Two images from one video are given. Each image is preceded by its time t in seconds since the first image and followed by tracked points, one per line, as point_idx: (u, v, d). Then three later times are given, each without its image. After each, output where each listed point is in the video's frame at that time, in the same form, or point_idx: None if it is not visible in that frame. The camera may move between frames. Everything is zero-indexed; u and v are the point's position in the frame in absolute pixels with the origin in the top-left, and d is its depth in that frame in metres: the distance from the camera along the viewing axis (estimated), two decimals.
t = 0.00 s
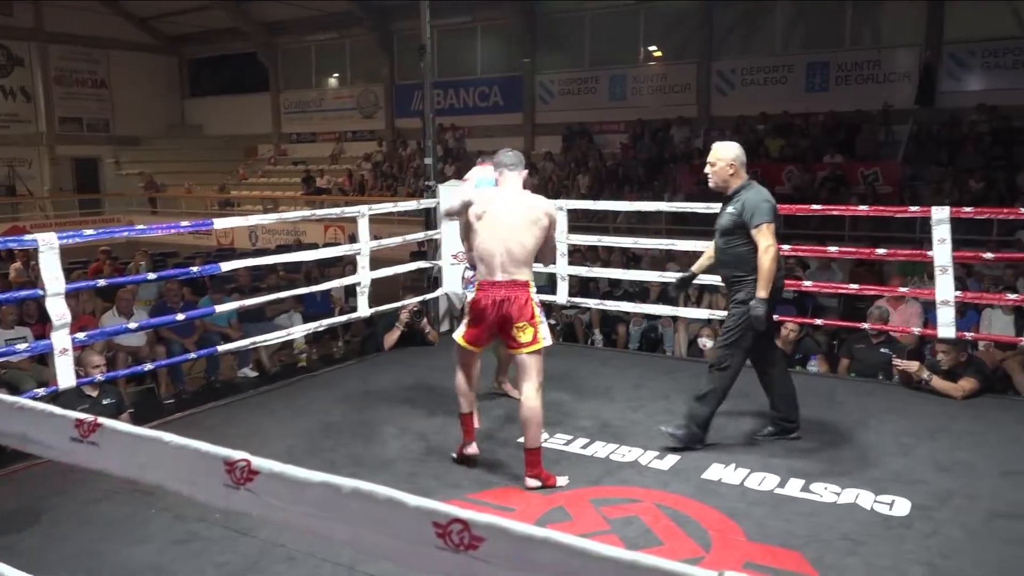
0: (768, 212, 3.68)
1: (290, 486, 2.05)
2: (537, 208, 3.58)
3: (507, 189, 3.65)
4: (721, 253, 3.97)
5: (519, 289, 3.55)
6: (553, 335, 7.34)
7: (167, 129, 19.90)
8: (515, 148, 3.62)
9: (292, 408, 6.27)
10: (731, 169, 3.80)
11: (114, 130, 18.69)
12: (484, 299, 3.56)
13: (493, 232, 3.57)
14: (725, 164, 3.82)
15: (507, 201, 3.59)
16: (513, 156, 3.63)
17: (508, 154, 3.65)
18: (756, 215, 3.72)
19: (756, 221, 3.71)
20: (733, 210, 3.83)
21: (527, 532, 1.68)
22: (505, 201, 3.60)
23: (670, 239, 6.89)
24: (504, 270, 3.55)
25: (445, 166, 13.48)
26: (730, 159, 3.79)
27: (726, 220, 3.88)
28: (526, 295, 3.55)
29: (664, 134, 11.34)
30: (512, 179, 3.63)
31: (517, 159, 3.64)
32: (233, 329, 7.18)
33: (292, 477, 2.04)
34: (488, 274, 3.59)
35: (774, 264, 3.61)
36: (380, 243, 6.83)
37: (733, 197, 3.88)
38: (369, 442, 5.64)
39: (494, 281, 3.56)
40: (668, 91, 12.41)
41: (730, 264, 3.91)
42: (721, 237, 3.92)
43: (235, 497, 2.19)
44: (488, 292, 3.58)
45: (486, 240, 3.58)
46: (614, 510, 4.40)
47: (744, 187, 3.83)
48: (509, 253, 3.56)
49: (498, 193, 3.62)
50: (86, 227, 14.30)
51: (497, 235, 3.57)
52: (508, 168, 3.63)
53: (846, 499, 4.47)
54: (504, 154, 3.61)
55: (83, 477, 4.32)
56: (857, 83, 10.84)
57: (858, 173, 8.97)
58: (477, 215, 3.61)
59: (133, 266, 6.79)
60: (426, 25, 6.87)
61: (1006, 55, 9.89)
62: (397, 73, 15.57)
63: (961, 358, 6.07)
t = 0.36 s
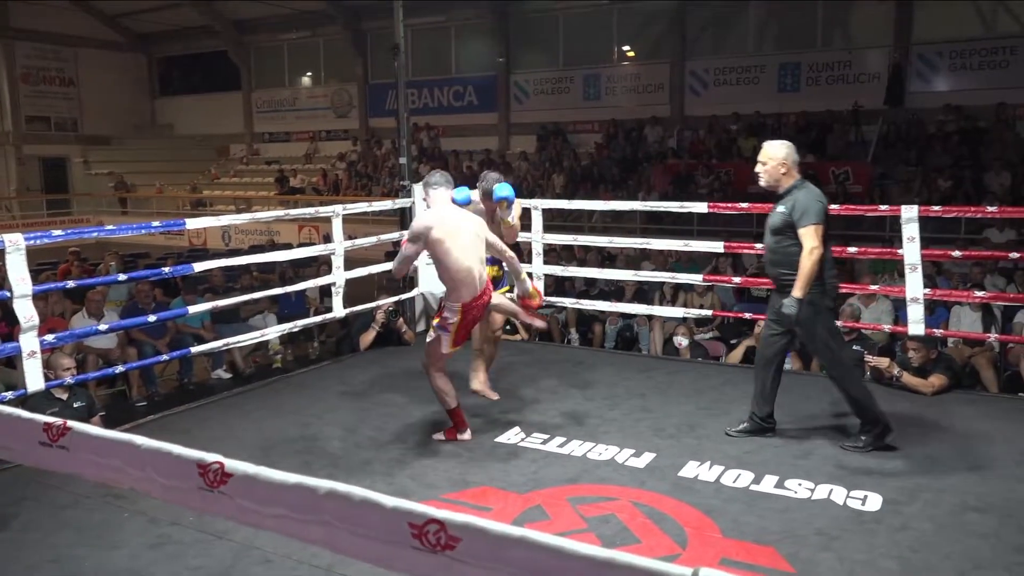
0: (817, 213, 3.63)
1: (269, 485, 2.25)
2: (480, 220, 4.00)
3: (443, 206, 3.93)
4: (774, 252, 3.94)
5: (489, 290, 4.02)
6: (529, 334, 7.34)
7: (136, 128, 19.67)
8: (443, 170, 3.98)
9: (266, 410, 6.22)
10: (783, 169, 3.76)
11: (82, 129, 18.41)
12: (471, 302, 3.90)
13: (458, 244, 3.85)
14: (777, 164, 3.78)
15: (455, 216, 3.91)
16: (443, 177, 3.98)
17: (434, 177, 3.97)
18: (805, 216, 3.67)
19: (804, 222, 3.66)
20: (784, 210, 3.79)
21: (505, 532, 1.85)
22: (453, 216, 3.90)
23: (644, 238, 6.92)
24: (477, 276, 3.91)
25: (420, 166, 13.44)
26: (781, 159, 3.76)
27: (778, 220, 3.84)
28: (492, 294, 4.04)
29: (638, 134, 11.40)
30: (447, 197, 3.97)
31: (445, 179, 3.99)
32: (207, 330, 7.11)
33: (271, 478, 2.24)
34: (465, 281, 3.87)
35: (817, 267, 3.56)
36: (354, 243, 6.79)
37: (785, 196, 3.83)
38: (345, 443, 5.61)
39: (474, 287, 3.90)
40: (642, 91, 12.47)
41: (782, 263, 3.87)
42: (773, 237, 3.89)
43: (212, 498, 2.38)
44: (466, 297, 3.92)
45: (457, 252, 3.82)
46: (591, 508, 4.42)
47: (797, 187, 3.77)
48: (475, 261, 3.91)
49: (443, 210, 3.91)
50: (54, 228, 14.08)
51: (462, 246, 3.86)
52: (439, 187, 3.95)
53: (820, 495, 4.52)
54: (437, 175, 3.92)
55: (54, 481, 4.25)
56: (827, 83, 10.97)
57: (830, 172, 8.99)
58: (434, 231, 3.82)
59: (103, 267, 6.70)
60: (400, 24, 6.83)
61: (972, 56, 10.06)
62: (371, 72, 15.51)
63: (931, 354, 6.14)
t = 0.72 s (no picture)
0: (871, 208, 3.60)
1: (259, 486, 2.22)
2: (471, 201, 3.85)
3: (447, 182, 3.92)
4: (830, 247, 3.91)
5: (464, 278, 3.90)
6: (524, 333, 7.33)
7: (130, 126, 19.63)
8: (456, 144, 3.88)
9: (259, 410, 6.21)
10: (840, 162, 3.74)
11: (74, 127, 18.34)
12: (436, 289, 3.90)
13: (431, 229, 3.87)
14: (834, 156, 3.76)
15: (442, 197, 3.86)
16: (454, 151, 3.89)
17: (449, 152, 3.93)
18: (859, 211, 3.64)
19: (858, 217, 3.63)
20: (839, 204, 3.76)
21: (501, 532, 1.83)
22: (441, 196, 3.87)
23: (639, 237, 6.92)
24: (446, 263, 3.88)
25: (414, 164, 13.41)
26: (836, 152, 3.74)
27: (835, 214, 3.82)
28: (472, 282, 3.90)
29: (632, 132, 11.40)
30: (451, 174, 3.89)
31: (457, 154, 3.90)
32: (200, 329, 7.07)
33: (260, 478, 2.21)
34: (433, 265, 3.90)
35: (869, 262, 3.53)
36: (349, 242, 6.77)
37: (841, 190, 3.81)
38: (339, 443, 5.60)
39: (442, 273, 3.89)
40: (637, 90, 12.49)
41: (838, 258, 3.85)
42: (831, 232, 3.87)
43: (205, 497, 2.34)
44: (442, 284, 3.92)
45: (426, 236, 3.87)
46: (586, 507, 4.42)
47: (851, 180, 3.74)
48: (448, 246, 3.86)
49: (435, 190, 3.89)
50: (46, 227, 14.03)
51: (434, 233, 3.86)
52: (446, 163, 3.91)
53: (814, 493, 4.53)
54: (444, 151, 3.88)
55: (48, 482, 4.22)
56: (821, 82, 10.96)
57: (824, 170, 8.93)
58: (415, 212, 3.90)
59: (95, 267, 6.66)
60: (393, 22, 6.80)
61: (965, 54, 10.08)
62: (365, 70, 15.48)
63: (927, 354, 6.13)
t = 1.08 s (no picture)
0: (921, 206, 3.59)
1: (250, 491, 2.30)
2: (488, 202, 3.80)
3: (467, 182, 3.91)
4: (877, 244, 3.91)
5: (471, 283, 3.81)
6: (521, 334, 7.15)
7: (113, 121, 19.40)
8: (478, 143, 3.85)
9: (248, 413, 6.02)
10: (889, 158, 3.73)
11: (59, 123, 18.10)
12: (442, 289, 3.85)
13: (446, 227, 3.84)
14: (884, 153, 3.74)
15: (459, 195, 3.84)
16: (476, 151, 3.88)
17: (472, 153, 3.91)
18: (907, 208, 3.64)
19: (907, 214, 3.63)
20: (888, 201, 3.76)
21: (497, 539, 1.85)
22: (458, 195, 3.85)
23: (639, 235, 6.74)
24: (457, 262, 3.82)
25: (408, 161, 13.23)
26: (885, 147, 3.73)
27: (882, 211, 3.82)
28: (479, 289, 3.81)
29: (632, 128, 11.21)
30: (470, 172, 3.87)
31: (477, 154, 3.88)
32: (188, 330, 6.87)
33: (251, 484, 2.29)
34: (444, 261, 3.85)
35: (915, 259, 3.54)
36: (341, 241, 6.59)
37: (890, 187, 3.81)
38: (329, 449, 5.41)
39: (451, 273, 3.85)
40: (637, 84, 12.33)
41: (885, 256, 3.86)
42: (878, 230, 3.87)
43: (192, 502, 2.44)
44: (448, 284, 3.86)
45: (440, 233, 3.84)
46: (585, 513, 4.24)
47: (901, 178, 3.74)
48: (462, 245, 3.83)
49: (453, 188, 3.87)
50: (31, 225, 13.80)
51: (448, 231, 3.83)
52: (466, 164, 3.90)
53: (819, 498, 4.35)
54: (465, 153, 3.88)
55: (30, 488, 4.03)
56: (827, 77, 10.84)
57: (829, 166, 8.74)
58: (432, 209, 3.88)
59: (81, 266, 6.47)
60: (386, 15, 6.62)
61: (973, 49, 9.91)
62: (358, 65, 15.29)
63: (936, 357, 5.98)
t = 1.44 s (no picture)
0: (971, 196, 3.68)
1: (236, 497, 2.27)
2: (491, 196, 3.83)
3: (473, 176, 3.95)
4: (921, 238, 3.97)
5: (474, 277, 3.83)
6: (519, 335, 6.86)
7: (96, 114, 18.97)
8: (479, 137, 3.89)
9: (235, 417, 5.76)
10: (929, 152, 3.80)
11: (37, 115, 17.66)
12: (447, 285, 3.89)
13: (450, 220, 3.88)
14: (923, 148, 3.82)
15: (463, 189, 3.88)
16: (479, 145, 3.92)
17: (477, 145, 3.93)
18: (958, 199, 3.73)
19: (957, 206, 3.72)
20: (934, 193, 3.83)
21: (495, 548, 1.83)
22: (463, 188, 3.89)
23: (643, 233, 6.46)
24: (462, 255, 3.85)
25: (402, 155, 12.94)
26: (929, 139, 3.79)
27: (928, 205, 3.89)
28: (482, 282, 3.82)
29: (636, 120, 10.90)
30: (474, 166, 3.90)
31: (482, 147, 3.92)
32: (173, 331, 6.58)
33: (240, 490, 2.26)
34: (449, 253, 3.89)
35: (971, 250, 3.62)
36: (333, 238, 6.34)
37: (932, 179, 3.88)
38: (317, 455, 5.16)
39: (457, 268, 3.87)
40: (640, 75, 12.06)
41: (931, 250, 3.93)
42: (923, 224, 3.94)
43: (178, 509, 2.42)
44: (454, 279, 3.89)
45: (445, 227, 3.89)
46: (588, 522, 3.98)
47: (946, 169, 3.82)
48: (467, 240, 3.85)
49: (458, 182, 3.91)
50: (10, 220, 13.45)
51: (452, 225, 3.87)
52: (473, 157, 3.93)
53: (831, 506, 4.07)
54: (472, 145, 3.91)
55: (4, 494, 3.75)
56: (838, 67, 10.57)
57: (840, 161, 8.53)
58: (437, 202, 3.93)
59: (60, 264, 6.19)
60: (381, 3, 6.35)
61: (992, 38, 9.64)
62: (352, 55, 14.97)
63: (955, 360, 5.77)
